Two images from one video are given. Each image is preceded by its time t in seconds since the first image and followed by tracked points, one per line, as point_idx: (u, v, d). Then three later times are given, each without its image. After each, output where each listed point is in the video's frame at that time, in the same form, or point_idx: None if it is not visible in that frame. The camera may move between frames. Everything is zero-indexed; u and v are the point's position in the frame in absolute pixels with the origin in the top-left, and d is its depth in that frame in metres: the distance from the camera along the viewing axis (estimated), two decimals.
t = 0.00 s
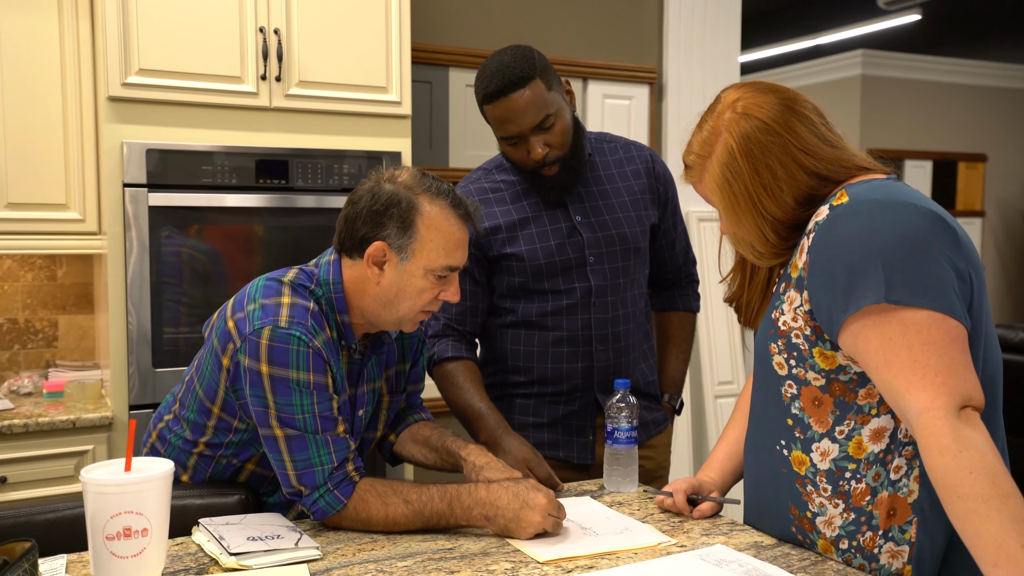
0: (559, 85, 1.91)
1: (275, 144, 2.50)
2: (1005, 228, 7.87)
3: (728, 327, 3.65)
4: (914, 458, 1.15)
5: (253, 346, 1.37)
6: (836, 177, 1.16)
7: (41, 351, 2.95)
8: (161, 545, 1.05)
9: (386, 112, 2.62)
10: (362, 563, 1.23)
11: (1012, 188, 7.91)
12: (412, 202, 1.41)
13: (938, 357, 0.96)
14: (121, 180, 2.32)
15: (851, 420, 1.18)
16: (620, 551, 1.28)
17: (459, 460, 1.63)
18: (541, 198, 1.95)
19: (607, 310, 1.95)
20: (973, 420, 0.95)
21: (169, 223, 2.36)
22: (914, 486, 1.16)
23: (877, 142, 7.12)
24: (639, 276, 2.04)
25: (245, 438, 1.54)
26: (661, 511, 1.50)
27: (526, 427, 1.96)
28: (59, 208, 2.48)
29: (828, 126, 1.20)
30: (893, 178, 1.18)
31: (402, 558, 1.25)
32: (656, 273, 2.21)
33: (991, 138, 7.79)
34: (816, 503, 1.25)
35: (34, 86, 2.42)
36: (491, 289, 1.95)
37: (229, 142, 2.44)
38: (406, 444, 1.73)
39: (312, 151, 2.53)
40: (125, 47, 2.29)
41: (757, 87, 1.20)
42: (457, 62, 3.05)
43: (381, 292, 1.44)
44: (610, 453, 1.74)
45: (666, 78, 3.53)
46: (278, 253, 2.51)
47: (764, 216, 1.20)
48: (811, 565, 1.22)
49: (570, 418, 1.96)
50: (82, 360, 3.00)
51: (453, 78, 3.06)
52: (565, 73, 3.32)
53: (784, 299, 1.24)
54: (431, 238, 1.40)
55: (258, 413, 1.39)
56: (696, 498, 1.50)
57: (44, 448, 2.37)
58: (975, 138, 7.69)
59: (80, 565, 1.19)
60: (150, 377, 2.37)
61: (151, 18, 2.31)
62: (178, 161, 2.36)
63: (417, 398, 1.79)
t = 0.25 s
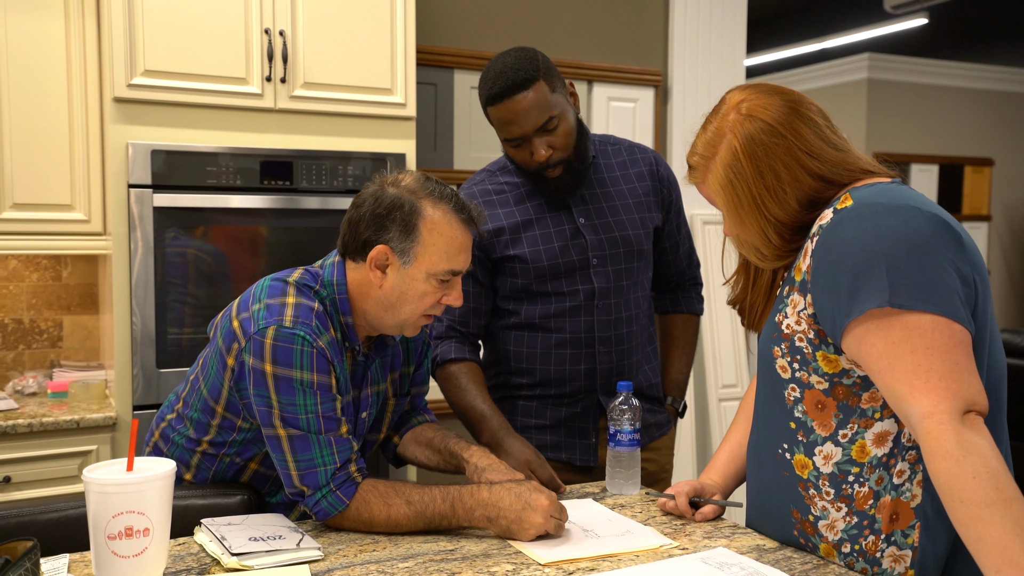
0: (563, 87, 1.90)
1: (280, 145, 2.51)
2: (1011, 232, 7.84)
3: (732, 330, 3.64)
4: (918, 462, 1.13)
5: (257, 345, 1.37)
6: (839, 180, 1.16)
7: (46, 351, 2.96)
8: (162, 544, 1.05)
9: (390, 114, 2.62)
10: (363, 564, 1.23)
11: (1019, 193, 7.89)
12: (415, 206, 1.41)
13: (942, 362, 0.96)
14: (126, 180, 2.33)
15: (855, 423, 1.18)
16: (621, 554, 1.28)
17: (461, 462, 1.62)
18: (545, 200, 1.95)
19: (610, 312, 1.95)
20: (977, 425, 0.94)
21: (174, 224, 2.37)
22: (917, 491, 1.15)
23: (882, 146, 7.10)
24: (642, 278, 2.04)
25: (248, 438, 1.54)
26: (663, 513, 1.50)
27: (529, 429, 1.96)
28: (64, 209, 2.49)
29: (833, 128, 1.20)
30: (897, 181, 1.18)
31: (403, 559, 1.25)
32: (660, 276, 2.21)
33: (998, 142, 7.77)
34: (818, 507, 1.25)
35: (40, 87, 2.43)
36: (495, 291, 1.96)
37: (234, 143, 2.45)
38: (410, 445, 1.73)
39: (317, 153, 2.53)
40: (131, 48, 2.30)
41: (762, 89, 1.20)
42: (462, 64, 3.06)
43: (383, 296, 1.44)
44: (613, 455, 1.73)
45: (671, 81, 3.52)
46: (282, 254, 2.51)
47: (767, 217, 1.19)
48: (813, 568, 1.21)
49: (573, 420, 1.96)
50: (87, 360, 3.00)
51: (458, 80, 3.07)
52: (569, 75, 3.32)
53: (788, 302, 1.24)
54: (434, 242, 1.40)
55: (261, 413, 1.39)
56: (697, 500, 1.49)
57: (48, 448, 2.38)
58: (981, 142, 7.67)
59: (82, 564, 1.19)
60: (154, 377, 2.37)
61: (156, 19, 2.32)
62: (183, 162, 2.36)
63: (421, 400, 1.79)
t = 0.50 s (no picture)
0: (561, 89, 1.90)
1: (277, 146, 2.51)
2: (1009, 235, 7.85)
3: (730, 332, 3.64)
4: (913, 467, 1.14)
5: (251, 346, 1.37)
6: (837, 183, 1.16)
7: (42, 351, 2.95)
8: (157, 545, 1.05)
9: (388, 115, 2.62)
10: (358, 566, 1.22)
11: (1017, 196, 7.90)
12: (406, 208, 1.40)
13: (938, 365, 0.96)
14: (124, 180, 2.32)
15: (850, 427, 1.17)
16: (617, 556, 1.28)
17: (457, 464, 1.62)
18: (542, 202, 1.94)
19: (607, 314, 1.95)
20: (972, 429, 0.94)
21: (171, 225, 2.36)
22: (914, 495, 1.15)
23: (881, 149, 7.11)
24: (639, 281, 2.04)
25: (243, 437, 1.54)
26: (659, 516, 1.49)
27: (526, 432, 1.96)
28: (62, 209, 2.48)
29: (832, 132, 1.20)
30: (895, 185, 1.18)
31: (398, 561, 1.24)
32: (657, 278, 2.21)
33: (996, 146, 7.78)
34: (814, 510, 1.25)
35: (38, 87, 2.43)
36: (492, 293, 1.95)
37: (232, 144, 2.45)
38: (408, 447, 1.73)
39: (315, 154, 2.53)
40: (129, 48, 2.30)
41: (761, 91, 1.20)
42: (461, 66, 3.06)
43: (375, 297, 1.44)
44: (609, 457, 1.69)
45: (669, 83, 3.53)
46: (279, 254, 2.51)
47: (766, 219, 1.19)
48: (809, 571, 1.21)
49: (569, 422, 1.95)
50: (83, 360, 3.00)
51: (457, 82, 3.07)
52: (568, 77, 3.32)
53: (785, 305, 1.24)
54: (425, 245, 1.40)
55: (256, 414, 1.39)
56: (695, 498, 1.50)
57: (44, 448, 2.38)
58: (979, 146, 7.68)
59: (77, 565, 1.18)
60: (150, 377, 2.37)
61: (155, 19, 2.32)
62: (180, 162, 2.36)
63: (418, 402, 1.79)
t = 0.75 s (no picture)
0: (563, 89, 1.91)
1: (279, 147, 2.51)
2: (1010, 238, 7.85)
3: (731, 334, 3.64)
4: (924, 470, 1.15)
5: (251, 347, 1.37)
6: (846, 183, 1.17)
7: (43, 351, 2.95)
8: (158, 545, 1.05)
9: (390, 116, 2.63)
10: (359, 566, 1.22)
11: (1018, 199, 7.90)
12: (403, 208, 1.41)
13: (951, 371, 0.97)
14: (125, 181, 2.32)
15: (854, 429, 1.17)
16: (617, 557, 1.28)
17: (458, 464, 1.62)
18: (543, 203, 1.95)
19: (609, 315, 1.95)
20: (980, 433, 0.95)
21: (173, 225, 2.37)
22: (925, 497, 1.16)
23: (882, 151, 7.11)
24: (640, 282, 2.04)
25: (242, 437, 1.54)
26: (659, 517, 1.49)
27: (527, 433, 1.95)
28: (63, 209, 2.49)
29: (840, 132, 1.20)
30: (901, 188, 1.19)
31: (399, 561, 1.24)
32: (657, 280, 2.21)
33: (997, 149, 7.78)
34: (819, 508, 1.24)
35: (40, 87, 2.43)
36: (493, 294, 1.96)
37: (233, 144, 2.45)
38: (407, 448, 1.73)
39: (317, 154, 2.53)
40: (131, 49, 2.30)
41: (772, 88, 1.20)
42: (462, 67, 3.06)
43: (374, 297, 1.45)
44: (609, 458, 1.70)
45: (671, 85, 3.53)
46: (281, 255, 2.51)
47: (775, 216, 1.19)
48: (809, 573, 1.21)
49: (570, 424, 1.96)
50: (84, 360, 3.00)
51: (458, 83, 3.07)
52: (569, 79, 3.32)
53: (792, 306, 1.24)
54: (422, 244, 1.40)
55: (256, 414, 1.39)
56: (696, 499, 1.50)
57: (45, 448, 2.38)
58: (980, 149, 7.68)
59: (78, 565, 1.19)
60: (151, 378, 2.37)
61: (157, 20, 2.32)
62: (182, 163, 2.36)
63: (417, 402, 1.79)
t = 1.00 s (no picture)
0: (564, 89, 1.91)
1: (281, 147, 2.51)
2: (1012, 239, 7.85)
3: (732, 335, 3.64)
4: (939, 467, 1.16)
5: (253, 346, 1.37)
6: (863, 181, 1.18)
7: (44, 350, 2.95)
8: (159, 545, 1.05)
9: (391, 117, 2.63)
10: (360, 566, 1.22)
11: (1019, 201, 7.89)
12: (405, 211, 1.41)
13: (971, 368, 0.99)
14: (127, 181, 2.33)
15: (866, 425, 1.18)
16: (618, 558, 1.28)
17: (460, 463, 1.62)
18: (544, 204, 1.95)
19: (610, 316, 1.95)
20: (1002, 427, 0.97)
21: (175, 226, 2.37)
22: (940, 487, 1.18)
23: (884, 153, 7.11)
24: (641, 283, 2.04)
25: (244, 437, 1.54)
26: (660, 518, 1.49)
27: (528, 433, 1.95)
28: (65, 209, 2.49)
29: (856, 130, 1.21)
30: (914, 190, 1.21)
31: (400, 561, 1.25)
32: (658, 280, 2.21)
33: (998, 150, 7.78)
34: (830, 502, 1.24)
35: (42, 87, 2.44)
36: (494, 294, 1.96)
37: (235, 144, 2.45)
38: (407, 449, 1.72)
39: (319, 155, 2.53)
40: (133, 49, 2.30)
41: (789, 85, 1.20)
42: (464, 68, 3.06)
43: (376, 300, 1.45)
44: (610, 460, 1.71)
45: (672, 86, 3.53)
46: (282, 255, 2.52)
47: (794, 212, 1.19)
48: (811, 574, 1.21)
49: (572, 424, 1.96)
50: (86, 360, 3.00)
51: (460, 84, 3.07)
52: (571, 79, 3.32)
53: (809, 304, 1.25)
54: (425, 247, 1.40)
55: (258, 414, 1.39)
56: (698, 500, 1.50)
57: (46, 448, 2.38)
58: (981, 150, 7.68)
59: (78, 565, 1.19)
60: (153, 378, 2.37)
61: (159, 20, 2.32)
62: (184, 163, 2.37)
63: (419, 404, 1.78)
